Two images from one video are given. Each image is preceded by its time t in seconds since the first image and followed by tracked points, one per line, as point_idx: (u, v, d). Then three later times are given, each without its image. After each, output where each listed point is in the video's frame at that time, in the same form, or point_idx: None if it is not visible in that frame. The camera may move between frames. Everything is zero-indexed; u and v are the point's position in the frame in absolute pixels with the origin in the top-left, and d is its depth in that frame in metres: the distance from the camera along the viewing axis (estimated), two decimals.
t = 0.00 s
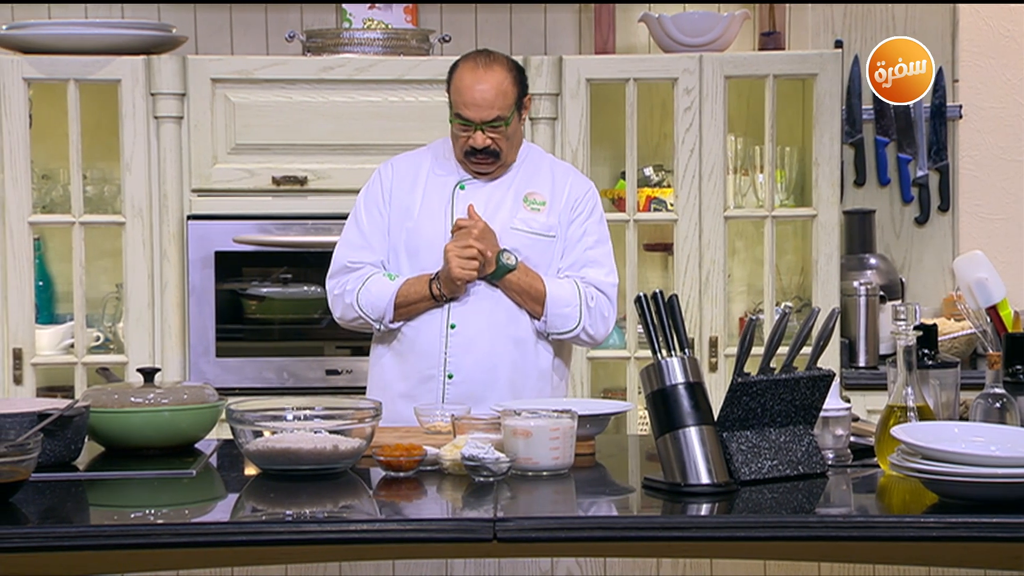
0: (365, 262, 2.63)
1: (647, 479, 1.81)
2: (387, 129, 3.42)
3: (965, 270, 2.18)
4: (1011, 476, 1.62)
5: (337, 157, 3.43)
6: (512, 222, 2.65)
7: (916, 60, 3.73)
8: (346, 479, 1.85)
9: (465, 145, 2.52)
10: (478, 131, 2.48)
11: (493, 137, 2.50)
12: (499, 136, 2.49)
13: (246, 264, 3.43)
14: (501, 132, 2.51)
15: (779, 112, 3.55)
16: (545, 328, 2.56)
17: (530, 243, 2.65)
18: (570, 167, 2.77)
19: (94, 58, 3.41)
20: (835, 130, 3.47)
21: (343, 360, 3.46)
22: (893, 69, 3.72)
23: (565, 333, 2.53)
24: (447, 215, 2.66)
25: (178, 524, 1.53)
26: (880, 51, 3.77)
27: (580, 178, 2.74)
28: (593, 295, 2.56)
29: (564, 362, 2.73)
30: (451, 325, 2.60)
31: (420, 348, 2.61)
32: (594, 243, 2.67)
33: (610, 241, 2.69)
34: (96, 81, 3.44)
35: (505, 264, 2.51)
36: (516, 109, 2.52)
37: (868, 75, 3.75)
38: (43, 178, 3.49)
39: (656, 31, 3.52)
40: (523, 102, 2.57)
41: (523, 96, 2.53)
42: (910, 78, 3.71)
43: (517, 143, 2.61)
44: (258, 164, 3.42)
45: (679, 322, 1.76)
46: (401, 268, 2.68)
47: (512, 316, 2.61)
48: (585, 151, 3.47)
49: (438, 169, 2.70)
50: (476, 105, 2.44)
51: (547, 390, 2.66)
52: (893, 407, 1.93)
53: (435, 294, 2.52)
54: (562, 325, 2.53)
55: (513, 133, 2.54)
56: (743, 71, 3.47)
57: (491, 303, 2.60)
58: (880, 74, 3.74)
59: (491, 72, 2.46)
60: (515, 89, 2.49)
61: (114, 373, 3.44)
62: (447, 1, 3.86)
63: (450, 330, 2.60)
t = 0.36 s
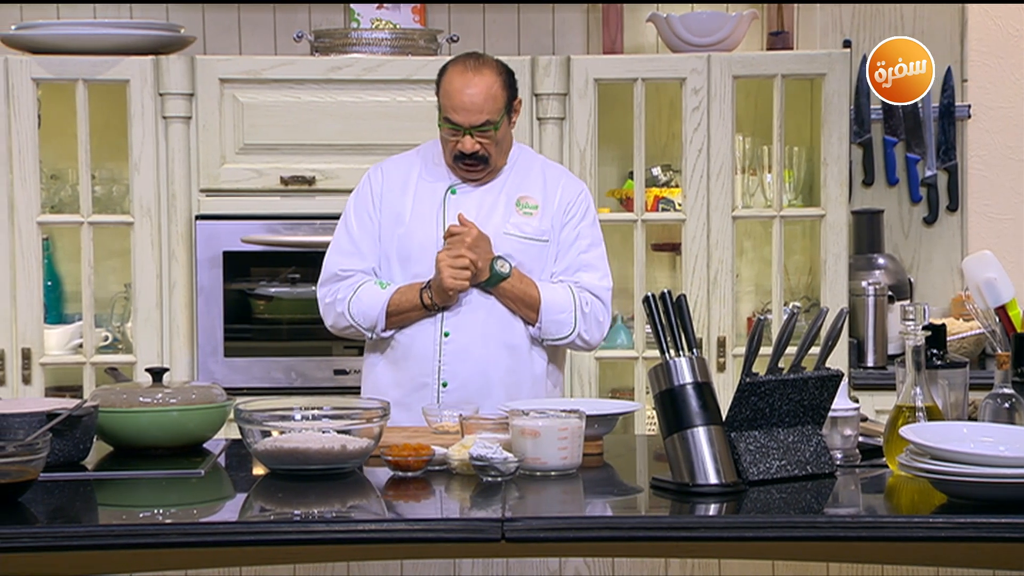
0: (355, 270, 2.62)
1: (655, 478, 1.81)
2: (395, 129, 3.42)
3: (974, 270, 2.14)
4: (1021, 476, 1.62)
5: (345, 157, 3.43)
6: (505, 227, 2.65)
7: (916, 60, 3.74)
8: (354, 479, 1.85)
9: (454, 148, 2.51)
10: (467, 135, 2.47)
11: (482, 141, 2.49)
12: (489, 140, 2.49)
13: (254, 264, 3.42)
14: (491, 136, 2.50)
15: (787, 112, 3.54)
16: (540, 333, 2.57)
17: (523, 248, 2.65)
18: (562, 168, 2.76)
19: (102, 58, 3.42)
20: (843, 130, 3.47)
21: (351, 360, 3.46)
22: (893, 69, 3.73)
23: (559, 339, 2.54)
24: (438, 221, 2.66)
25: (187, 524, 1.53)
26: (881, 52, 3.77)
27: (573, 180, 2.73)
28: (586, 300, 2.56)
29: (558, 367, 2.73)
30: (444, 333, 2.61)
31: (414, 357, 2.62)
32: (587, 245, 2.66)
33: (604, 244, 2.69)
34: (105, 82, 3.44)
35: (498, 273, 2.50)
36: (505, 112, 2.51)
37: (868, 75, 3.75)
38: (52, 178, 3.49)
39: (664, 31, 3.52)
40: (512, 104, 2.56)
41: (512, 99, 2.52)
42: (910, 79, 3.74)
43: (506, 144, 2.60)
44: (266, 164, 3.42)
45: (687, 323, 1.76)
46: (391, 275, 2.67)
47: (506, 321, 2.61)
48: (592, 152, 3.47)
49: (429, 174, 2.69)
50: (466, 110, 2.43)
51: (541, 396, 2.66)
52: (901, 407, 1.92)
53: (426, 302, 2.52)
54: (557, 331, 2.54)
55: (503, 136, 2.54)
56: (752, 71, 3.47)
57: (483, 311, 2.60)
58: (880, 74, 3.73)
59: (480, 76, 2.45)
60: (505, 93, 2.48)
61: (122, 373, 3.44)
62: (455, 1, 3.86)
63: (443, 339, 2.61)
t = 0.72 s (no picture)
0: (313, 283, 2.60)
1: (667, 479, 1.81)
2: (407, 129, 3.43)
3: (987, 271, 2.13)
4: None
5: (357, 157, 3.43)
6: (467, 228, 2.64)
7: (916, 60, 3.73)
8: (366, 479, 1.86)
9: (409, 151, 2.50)
10: (421, 137, 2.46)
11: (438, 143, 2.49)
12: (444, 142, 2.48)
13: (267, 264, 3.41)
14: (445, 138, 2.49)
15: (800, 111, 3.54)
16: (511, 336, 2.57)
17: (488, 248, 2.64)
18: (520, 164, 2.76)
19: (115, 58, 3.43)
20: (857, 130, 3.46)
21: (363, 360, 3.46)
22: (893, 69, 3.73)
23: (533, 340, 2.55)
24: (398, 227, 2.64)
25: (200, 523, 1.53)
26: (882, 51, 3.78)
27: (533, 176, 2.74)
28: (557, 300, 2.57)
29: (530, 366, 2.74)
30: (413, 341, 2.60)
31: (384, 368, 2.61)
32: (552, 243, 2.67)
33: (567, 239, 2.70)
34: (118, 82, 3.45)
35: (468, 284, 2.47)
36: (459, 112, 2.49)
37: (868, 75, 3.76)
38: (65, 178, 3.50)
39: (677, 31, 3.52)
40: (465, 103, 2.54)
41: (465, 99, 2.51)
42: (910, 79, 3.73)
43: (461, 144, 2.59)
44: (278, 164, 3.43)
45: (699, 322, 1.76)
46: (352, 283, 2.65)
47: (474, 327, 2.61)
48: (605, 151, 3.46)
49: (385, 180, 2.67)
50: (418, 113, 2.41)
51: (515, 399, 2.67)
52: (915, 407, 1.92)
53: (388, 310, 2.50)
54: (530, 333, 2.55)
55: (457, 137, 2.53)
56: (764, 70, 3.47)
57: (451, 319, 2.60)
58: (880, 75, 3.73)
59: (430, 77, 2.42)
60: (458, 94, 2.47)
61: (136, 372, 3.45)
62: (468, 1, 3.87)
63: (413, 347, 2.60)
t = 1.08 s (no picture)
0: (277, 286, 2.58)
1: (684, 479, 1.81)
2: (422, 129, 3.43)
3: (1004, 270, 2.13)
4: None
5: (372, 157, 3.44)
6: (425, 224, 2.64)
7: (917, 60, 3.70)
8: (382, 479, 1.86)
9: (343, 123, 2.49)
10: (355, 105, 2.46)
11: (370, 115, 2.46)
12: (378, 111, 2.45)
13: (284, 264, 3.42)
14: (380, 111, 2.47)
15: (816, 111, 3.53)
16: (477, 328, 2.54)
17: (447, 242, 2.64)
18: (473, 152, 2.75)
19: (133, 58, 3.43)
20: (874, 130, 3.46)
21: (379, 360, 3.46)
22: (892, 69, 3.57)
23: (498, 330, 2.53)
24: (356, 227, 2.64)
25: (216, 522, 1.53)
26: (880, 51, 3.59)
27: (487, 164, 2.72)
28: (520, 287, 2.56)
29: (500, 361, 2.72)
30: (382, 346, 2.59)
31: (356, 373, 2.60)
32: (509, 231, 2.67)
33: (526, 226, 2.69)
34: (135, 82, 3.46)
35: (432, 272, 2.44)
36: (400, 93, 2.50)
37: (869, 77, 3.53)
38: (83, 178, 3.51)
39: (693, 31, 3.51)
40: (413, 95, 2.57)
41: (411, 86, 2.53)
42: (911, 78, 3.69)
43: (402, 137, 2.56)
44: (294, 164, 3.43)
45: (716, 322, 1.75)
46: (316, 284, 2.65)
47: (441, 326, 2.60)
48: (621, 151, 3.46)
49: (340, 180, 2.67)
50: (357, 77, 2.46)
51: (490, 396, 2.67)
52: (932, 407, 1.92)
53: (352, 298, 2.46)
54: (495, 323, 2.53)
55: (397, 119, 2.51)
56: (781, 70, 3.46)
57: (420, 323, 2.59)
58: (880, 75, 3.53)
59: (375, 52, 2.49)
60: (402, 74, 2.50)
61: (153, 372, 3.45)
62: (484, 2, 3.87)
63: (383, 351, 2.59)
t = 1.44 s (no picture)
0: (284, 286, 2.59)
1: (699, 479, 1.80)
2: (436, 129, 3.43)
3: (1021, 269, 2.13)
4: None
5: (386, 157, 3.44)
6: (425, 223, 2.63)
7: (918, 60, 3.65)
8: (396, 479, 1.86)
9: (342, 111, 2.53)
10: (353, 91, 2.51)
11: (367, 100, 2.50)
12: (374, 97, 2.49)
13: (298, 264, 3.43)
14: (377, 97, 2.51)
15: (832, 110, 3.53)
16: (480, 329, 2.53)
17: (448, 240, 2.63)
18: (475, 151, 2.74)
19: (148, 59, 3.44)
20: (889, 130, 3.46)
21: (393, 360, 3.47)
22: (892, 70, 3.48)
23: (502, 331, 2.52)
24: (357, 227, 2.64)
25: (232, 522, 1.53)
26: (880, 50, 3.51)
27: (490, 162, 2.71)
28: (523, 287, 2.55)
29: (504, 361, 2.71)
30: (382, 345, 2.58)
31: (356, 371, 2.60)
32: (511, 229, 2.64)
33: (529, 225, 2.67)
34: (151, 82, 3.47)
35: (432, 277, 2.43)
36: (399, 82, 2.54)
37: (868, 76, 3.45)
38: (98, 178, 3.52)
39: (708, 31, 3.51)
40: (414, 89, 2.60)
41: (411, 78, 2.57)
42: (912, 79, 3.62)
43: (401, 129, 2.58)
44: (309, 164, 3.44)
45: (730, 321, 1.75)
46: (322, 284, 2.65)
47: (443, 327, 2.60)
48: (636, 151, 3.46)
49: (343, 182, 2.67)
50: (356, 64, 2.52)
51: (493, 397, 2.65)
52: (948, 408, 1.92)
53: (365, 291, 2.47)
54: (498, 324, 2.52)
55: (395, 108, 2.54)
56: (796, 70, 3.46)
57: (420, 323, 2.58)
58: (880, 75, 3.45)
59: (376, 43, 2.56)
60: (402, 65, 2.55)
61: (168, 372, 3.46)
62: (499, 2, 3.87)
63: (382, 351, 2.59)
